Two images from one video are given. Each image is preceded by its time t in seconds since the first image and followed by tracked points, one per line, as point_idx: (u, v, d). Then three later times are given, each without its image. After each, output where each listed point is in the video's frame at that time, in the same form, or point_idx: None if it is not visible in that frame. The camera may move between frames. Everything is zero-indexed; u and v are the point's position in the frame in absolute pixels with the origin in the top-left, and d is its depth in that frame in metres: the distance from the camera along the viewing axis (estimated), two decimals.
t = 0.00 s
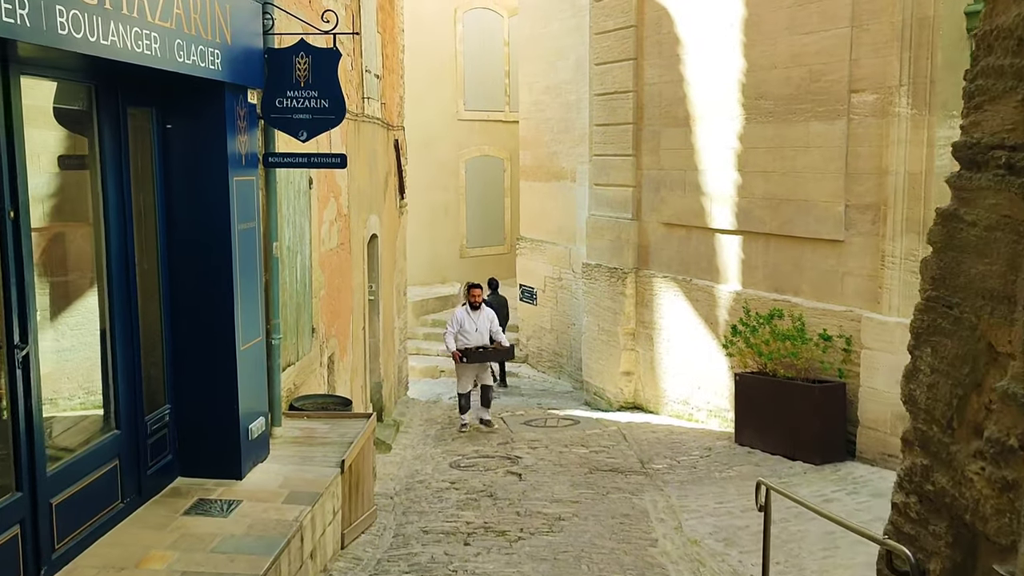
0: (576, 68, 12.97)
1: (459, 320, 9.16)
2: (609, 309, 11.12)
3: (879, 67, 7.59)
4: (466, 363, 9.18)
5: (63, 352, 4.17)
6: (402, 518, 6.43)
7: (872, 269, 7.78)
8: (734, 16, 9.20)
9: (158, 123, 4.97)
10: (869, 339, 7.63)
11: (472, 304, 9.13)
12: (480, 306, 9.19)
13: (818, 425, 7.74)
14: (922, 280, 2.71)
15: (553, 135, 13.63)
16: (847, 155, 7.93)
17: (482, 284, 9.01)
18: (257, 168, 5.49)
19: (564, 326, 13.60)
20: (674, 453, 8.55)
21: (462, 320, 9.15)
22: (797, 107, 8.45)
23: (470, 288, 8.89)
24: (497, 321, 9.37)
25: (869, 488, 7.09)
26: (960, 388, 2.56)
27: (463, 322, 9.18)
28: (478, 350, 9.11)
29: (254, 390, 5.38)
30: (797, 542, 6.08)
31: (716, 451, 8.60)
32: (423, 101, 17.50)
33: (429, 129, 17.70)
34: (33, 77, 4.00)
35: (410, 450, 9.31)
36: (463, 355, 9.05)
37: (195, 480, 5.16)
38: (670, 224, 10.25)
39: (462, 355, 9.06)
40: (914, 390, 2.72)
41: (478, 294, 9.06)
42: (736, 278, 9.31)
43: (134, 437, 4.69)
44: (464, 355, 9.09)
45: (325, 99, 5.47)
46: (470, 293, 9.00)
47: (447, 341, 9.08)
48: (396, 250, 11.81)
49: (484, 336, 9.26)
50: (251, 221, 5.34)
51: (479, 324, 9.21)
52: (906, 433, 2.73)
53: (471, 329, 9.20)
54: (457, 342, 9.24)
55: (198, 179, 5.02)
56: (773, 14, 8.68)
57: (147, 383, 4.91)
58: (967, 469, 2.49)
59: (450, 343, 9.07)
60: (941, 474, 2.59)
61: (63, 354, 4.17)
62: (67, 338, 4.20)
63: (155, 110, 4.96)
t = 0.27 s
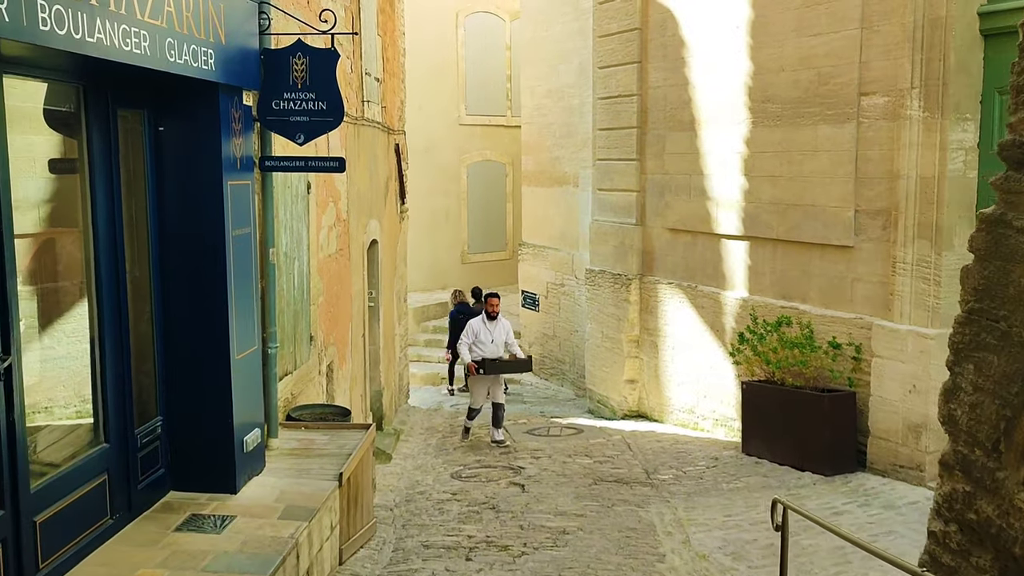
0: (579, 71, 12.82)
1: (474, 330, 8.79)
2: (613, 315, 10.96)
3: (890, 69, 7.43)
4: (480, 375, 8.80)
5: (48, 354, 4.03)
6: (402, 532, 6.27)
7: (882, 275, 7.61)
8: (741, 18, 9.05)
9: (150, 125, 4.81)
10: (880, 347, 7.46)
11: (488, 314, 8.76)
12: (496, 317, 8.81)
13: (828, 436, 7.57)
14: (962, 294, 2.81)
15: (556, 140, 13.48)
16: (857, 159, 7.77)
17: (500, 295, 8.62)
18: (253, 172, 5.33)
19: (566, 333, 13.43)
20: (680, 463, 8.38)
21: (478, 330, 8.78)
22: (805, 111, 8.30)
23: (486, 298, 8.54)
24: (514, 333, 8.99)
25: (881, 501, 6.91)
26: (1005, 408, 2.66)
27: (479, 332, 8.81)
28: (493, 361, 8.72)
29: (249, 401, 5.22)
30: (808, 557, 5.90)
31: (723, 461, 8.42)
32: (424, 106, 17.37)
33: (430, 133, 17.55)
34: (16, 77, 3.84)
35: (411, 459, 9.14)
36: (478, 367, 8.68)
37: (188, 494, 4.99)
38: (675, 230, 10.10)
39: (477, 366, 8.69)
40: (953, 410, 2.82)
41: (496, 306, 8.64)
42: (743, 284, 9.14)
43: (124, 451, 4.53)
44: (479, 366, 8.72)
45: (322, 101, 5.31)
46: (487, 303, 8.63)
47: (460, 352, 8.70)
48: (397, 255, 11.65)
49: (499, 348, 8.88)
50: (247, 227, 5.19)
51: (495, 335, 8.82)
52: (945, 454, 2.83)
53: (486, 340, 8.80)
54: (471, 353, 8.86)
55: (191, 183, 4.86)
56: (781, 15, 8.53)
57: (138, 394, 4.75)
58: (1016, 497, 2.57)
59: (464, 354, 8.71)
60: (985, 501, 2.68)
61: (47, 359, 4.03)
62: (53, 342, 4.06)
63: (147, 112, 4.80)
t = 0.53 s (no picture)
0: (582, 74, 12.68)
1: (488, 338, 8.58)
2: (617, 320, 10.81)
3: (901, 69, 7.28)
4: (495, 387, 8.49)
5: (41, 355, 3.93)
6: (403, 543, 6.11)
7: (893, 280, 7.45)
8: (747, 19, 8.91)
9: (143, 124, 4.66)
10: (891, 353, 7.30)
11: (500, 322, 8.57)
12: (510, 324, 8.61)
13: (839, 444, 7.42)
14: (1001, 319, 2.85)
15: (559, 143, 13.34)
16: (867, 161, 7.62)
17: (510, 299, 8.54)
18: (250, 173, 5.18)
19: (569, 338, 13.28)
20: (686, 471, 8.23)
21: (491, 338, 8.57)
22: (814, 112, 8.15)
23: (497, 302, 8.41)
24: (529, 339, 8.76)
25: (893, 510, 6.76)
26: None
27: (492, 341, 8.59)
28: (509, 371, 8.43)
29: (246, 409, 5.06)
30: (820, 569, 5.73)
31: (730, 468, 8.27)
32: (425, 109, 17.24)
33: (431, 136, 17.42)
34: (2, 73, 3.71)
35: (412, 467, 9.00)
36: (493, 377, 8.40)
37: (182, 505, 4.83)
38: (680, 233, 9.95)
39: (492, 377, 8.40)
40: (1001, 425, 2.70)
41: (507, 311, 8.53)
42: (749, 288, 8.99)
43: (115, 462, 4.37)
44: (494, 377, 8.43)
45: (321, 100, 5.16)
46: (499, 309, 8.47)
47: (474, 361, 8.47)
48: (397, 259, 11.51)
49: (515, 355, 8.63)
50: (243, 230, 5.04)
51: (510, 342, 8.60)
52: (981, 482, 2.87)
53: (501, 348, 8.58)
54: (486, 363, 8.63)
55: (186, 185, 4.71)
56: (788, 15, 8.39)
57: (131, 402, 4.59)
58: None
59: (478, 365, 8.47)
60: None
61: (38, 361, 3.92)
62: (45, 344, 3.96)
63: (141, 111, 4.65)
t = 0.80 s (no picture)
0: (586, 75, 12.53)
1: (504, 347, 8.15)
2: (622, 325, 10.64)
3: (915, 68, 7.12)
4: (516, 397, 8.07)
5: (37, 361, 3.80)
6: (406, 555, 5.95)
7: (907, 283, 7.28)
8: (756, 18, 8.76)
9: (138, 122, 4.49)
10: (905, 358, 7.13)
11: (517, 329, 8.16)
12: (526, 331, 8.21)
13: (851, 450, 7.26)
14: None
15: (562, 145, 13.19)
16: (880, 163, 7.46)
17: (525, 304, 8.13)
18: (248, 173, 5.02)
19: (573, 343, 13.11)
20: (695, 479, 8.06)
21: (508, 347, 8.15)
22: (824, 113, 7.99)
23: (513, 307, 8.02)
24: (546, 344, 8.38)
25: (909, 520, 6.58)
26: None
27: (509, 349, 8.17)
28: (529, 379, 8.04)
29: (244, 417, 4.90)
30: None
31: (739, 476, 8.10)
32: (427, 111, 17.10)
33: (433, 139, 17.26)
34: None
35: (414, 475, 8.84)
36: (514, 387, 7.96)
37: (177, 517, 4.66)
38: (687, 236, 9.79)
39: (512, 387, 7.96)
40: None
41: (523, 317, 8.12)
42: (758, 293, 8.83)
43: (108, 473, 4.20)
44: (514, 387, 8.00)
45: (322, 98, 5.01)
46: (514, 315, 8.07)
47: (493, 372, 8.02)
48: (399, 263, 11.36)
49: (533, 362, 8.25)
50: (241, 233, 4.87)
51: (527, 349, 8.20)
52: None
53: (517, 356, 8.17)
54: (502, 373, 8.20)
55: (182, 185, 4.54)
56: (798, 14, 8.23)
57: (125, 411, 4.43)
58: None
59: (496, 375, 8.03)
60: None
61: (33, 367, 3.79)
62: (41, 349, 3.83)
63: (136, 109, 4.48)
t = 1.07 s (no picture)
0: (589, 78, 12.40)
1: (525, 355, 7.72)
2: (625, 330, 10.50)
3: (926, 69, 6.99)
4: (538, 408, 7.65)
5: (33, 368, 3.70)
6: (408, 567, 5.80)
7: (918, 288, 7.14)
8: (762, 19, 8.63)
9: (132, 123, 4.36)
10: (917, 365, 6.99)
11: (540, 336, 7.71)
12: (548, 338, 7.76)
13: (863, 463, 7.09)
14: None
15: (565, 149, 13.05)
16: (890, 166, 7.32)
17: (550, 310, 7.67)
18: (245, 176, 4.88)
19: (576, 349, 12.97)
20: (702, 487, 7.91)
21: (530, 354, 7.72)
22: (832, 114, 7.85)
23: (538, 314, 7.56)
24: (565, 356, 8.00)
25: (923, 531, 6.43)
26: None
27: (531, 356, 7.74)
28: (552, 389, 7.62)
29: (241, 426, 4.75)
30: None
31: (746, 485, 7.96)
32: (428, 115, 16.97)
33: (435, 143, 17.13)
34: None
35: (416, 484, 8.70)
36: (538, 398, 7.57)
37: (171, 530, 4.52)
38: (692, 241, 9.66)
39: (536, 398, 7.57)
40: None
41: (547, 323, 7.67)
42: (765, 298, 8.69)
43: (99, 486, 4.06)
44: (539, 397, 7.60)
45: (322, 98, 4.87)
46: (539, 322, 7.62)
47: (514, 382, 7.61)
48: (400, 268, 11.22)
49: (552, 373, 7.84)
50: (239, 237, 4.73)
51: (549, 358, 7.78)
52: None
53: (539, 364, 7.75)
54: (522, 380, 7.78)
55: (177, 188, 4.40)
56: (805, 14, 8.10)
57: (116, 420, 4.28)
58: None
59: (518, 385, 7.62)
60: None
61: (28, 374, 3.69)
62: (38, 355, 3.73)
63: (129, 109, 4.34)
